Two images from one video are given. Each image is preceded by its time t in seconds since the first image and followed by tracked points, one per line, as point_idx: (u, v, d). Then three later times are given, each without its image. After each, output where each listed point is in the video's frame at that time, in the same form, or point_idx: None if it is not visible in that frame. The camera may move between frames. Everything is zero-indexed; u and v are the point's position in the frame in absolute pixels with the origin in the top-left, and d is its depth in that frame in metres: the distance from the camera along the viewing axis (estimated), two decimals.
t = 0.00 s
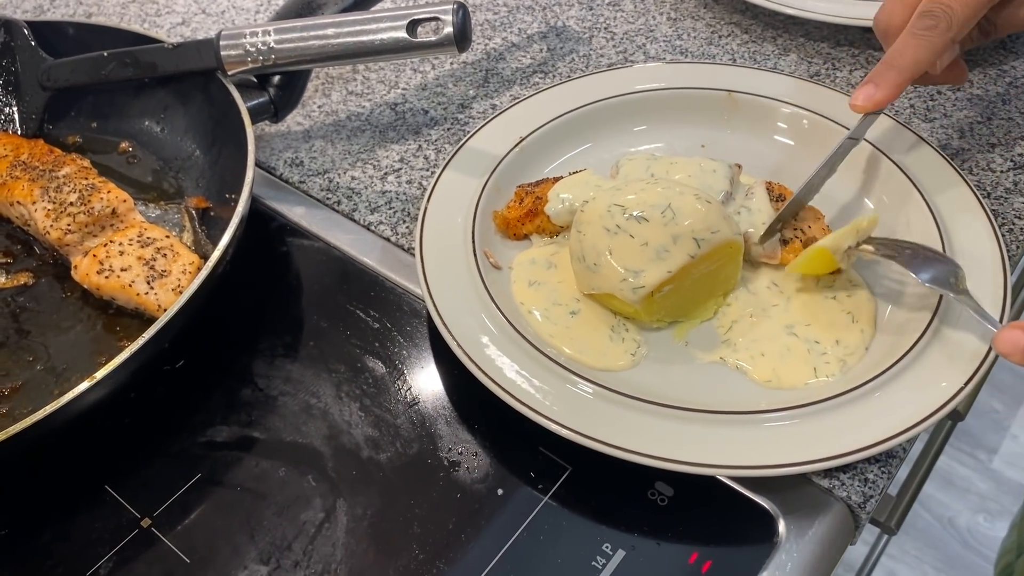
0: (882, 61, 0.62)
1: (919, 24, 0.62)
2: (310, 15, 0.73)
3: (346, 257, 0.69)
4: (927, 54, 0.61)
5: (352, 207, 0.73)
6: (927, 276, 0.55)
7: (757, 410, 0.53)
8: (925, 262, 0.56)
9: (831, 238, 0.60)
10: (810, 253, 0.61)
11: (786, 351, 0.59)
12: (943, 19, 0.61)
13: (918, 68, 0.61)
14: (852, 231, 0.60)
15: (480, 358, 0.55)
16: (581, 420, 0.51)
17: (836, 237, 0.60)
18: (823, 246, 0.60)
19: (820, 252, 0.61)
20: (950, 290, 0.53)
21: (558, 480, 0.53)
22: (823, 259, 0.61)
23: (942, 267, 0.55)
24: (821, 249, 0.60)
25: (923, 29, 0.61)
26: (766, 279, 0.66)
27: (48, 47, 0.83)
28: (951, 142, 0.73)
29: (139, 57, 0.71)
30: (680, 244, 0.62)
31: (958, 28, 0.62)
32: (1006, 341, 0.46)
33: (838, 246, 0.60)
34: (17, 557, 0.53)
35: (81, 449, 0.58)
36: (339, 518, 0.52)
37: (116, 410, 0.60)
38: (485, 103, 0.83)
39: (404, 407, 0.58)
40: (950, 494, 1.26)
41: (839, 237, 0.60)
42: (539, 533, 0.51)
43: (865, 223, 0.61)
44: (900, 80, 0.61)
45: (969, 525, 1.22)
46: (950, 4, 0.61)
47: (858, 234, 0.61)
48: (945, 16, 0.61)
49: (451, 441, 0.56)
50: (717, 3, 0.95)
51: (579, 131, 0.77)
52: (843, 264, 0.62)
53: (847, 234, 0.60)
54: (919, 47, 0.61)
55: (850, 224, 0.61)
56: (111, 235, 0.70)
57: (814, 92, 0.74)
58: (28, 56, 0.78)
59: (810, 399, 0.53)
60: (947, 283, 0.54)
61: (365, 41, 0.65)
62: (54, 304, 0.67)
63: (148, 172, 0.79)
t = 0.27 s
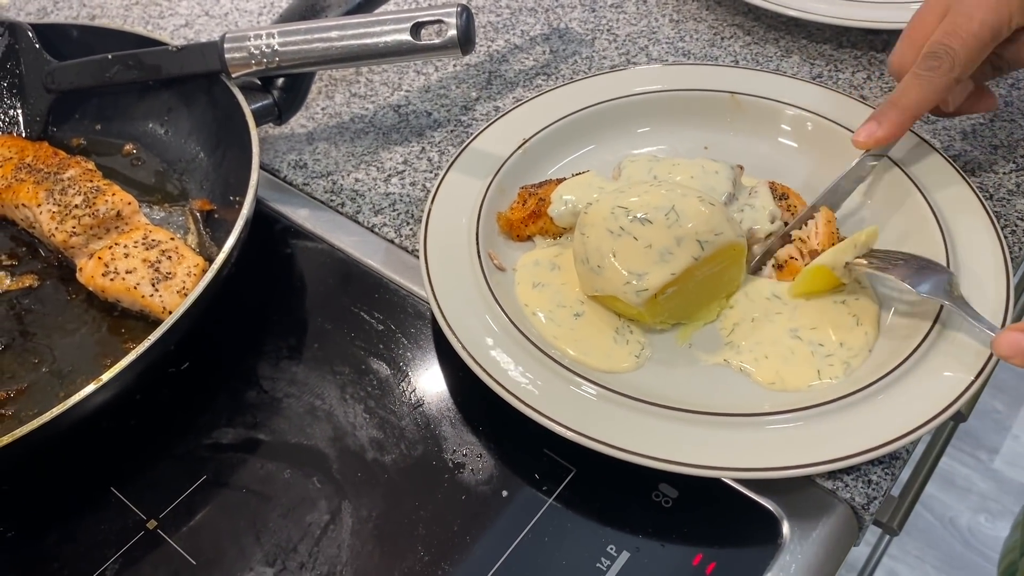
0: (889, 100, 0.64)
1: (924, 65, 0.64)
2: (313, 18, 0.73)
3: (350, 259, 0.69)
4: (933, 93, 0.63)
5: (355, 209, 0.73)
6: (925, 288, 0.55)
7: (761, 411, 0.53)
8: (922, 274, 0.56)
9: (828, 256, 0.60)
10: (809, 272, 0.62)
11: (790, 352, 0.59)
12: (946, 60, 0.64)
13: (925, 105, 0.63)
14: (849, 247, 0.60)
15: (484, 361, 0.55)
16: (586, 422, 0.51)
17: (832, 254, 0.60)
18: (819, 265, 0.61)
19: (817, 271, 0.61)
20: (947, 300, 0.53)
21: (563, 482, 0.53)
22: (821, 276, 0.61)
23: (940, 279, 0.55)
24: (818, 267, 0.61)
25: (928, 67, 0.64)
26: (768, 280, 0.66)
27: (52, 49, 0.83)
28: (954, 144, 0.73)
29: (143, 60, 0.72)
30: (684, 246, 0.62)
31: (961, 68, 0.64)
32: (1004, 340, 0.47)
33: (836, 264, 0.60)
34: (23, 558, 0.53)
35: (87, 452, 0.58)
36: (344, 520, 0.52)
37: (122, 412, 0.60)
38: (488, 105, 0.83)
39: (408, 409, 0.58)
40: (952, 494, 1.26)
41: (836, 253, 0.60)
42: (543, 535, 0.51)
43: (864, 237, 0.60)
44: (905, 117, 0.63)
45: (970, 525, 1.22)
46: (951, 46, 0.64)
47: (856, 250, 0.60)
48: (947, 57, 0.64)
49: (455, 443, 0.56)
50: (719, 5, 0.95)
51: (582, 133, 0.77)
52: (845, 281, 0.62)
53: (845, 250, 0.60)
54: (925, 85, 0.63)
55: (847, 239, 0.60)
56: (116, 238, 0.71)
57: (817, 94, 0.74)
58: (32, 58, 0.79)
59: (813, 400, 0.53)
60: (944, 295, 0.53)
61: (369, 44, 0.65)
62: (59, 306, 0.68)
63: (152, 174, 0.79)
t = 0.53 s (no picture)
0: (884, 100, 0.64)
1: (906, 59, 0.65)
2: (316, 20, 0.73)
3: (352, 260, 0.69)
4: (922, 81, 0.63)
5: (358, 210, 0.73)
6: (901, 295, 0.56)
7: (762, 411, 0.53)
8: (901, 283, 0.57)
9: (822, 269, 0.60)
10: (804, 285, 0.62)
11: (791, 353, 0.59)
12: (925, 48, 0.64)
13: (918, 95, 0.62)
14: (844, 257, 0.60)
15: (487, 361, 0.55)
16: (588, 423, 0.51)
17: (827, 267, 0.60)
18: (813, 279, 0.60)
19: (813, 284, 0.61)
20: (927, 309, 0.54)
21: (566, 482, 0.54)
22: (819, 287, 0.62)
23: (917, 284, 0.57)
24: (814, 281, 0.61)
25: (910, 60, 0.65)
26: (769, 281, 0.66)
27: (56, 51, 0.83)
28: (955, 145, 0.73)
29: (145, 61, 0.72)
30: (687, 243, 0.62)
31: (947, 50, 0.64)
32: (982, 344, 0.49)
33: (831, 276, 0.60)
34: (27, 559, 0.53)
35: (90, 453, 0.59)
36: (348, 520, 0.53)
37: (125, 414, 0.61)
38: (490, 107, 0.84)
39: (411, 410, 0.59)
40: (953, 494, 1.26)
41: (830, 265, 0.60)
42: (546, 535, 0.51)
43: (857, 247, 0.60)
44: (898, 109, 0.62)
45: (971, 524, 1.23)
46: (926, 33, 0.65)
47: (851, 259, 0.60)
48: (925, 45, 0.65)
49: (458, 443, 0.56)
50: (720, 6, 0.95)
51: (583, 134, 0.77)
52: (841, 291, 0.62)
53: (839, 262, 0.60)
54: (912, 76, 0.63)
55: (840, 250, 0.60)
56: (120, 239, 0.71)
57: (818, 95, 0.74)
58: (36, 61, 0.78)
59: (814, 401, 0.54)
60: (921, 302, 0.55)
61: (371, 45, 0.65)
62: (63, 308, 0.68)
63: (154, 176, 0.79)
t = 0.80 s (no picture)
0: (896, 67, 0.63)
1: (929, 30, 0.62)
2: (316, 23, 0.73)
3: (352, 262, 0.70)
4: (940, 58, 0.61)
5: (358, 212, 0.74)
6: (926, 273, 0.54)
7: (761, 412, 0.53)
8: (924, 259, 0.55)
9: (844, 239, 0.59)
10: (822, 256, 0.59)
11: (790, 354, 0.59)
12: (956, 21, 0.60)
13: (931, 72, 0.61)
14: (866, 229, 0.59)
15: (487, 363, 0.55)
16: (588, 424, 0.51)
17: (848, 237, 0.59)
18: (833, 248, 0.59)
19: (832, 254, 0.59)
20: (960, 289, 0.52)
21: (566, 484, 0.54)
22: (837, 260, 0.59)
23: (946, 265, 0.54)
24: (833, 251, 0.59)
25: (934, 33, 0.61)
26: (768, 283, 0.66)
27: (57, 55, 0.83)
28: (953, 147, 0.73)
29: (146, 64, 0.72)
30: (686, 244, 0.62)
31: (975, 29, 0.61)
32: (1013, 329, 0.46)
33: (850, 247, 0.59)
34: (30, 560, 0.54)
35: (92, 455, 0.59)
36: (349, 521, 0.53)
37: (127, 416, 0.61)
38: (490, 109, 0.84)
39: (412, 411, 0.59)
40: (953, 495, 1.27)
41: (851, 236, 0.59)
42: (546, 536, 0.51)
43: (881, 219, 0.58)
44: (913, 83, 0.61)
45: (972, 525, 1.23)
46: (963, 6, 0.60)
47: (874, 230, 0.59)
48: (957, 18, 0.60)
49: (458, 445, 0.56)
50: (720, 8, 0.95)
51: (583, 136, 0.77)
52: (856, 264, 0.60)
53: (861, 233, 0.59)
54: (931, 50, 0.61)
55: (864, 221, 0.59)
56: (121, 241, 0.71)
57: (817, 97, 0.75)
58: (37, 64, 0.78)
59: (814, 402, 0.54)
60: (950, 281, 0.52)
61: (371, 48, 0.65)
62: (64, 310, 0.68)
63: (155, 178, 0.80)
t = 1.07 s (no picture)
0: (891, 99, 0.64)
1: (923, 62, 0.63)
2: (315, 23, 0.74)
3: (352, 261, 0.70)
4: (936, 88, 0.62)
5: (358, 212, 0.74)
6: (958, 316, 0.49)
7: (757, 411, 0.53)
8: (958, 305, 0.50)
9: (875, 286, 0.54)
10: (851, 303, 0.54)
11: (787, 353, 0.59)
12: (949, 52, 0.62)
13: (928, 100, 0.62)
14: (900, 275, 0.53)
15: (485, 362, 0.55)
16: (585, 423, 0.52)
17: (880, 284, 0.53)
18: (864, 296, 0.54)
19: (862, 301, 0.54)
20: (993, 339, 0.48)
21: (563, 482, 0.54)
22: (868, 308, 0.54)
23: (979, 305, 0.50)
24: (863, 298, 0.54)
25: (927, 64, 0.63)
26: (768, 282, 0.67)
27: (57, 55, 0.84)
28: (951, 146, 0.74)
29: (146, 65, 0.72)
30: (684, 242, 0.62)
31: (968, 62, 0.62)
32: None
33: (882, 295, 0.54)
34: (30, 558, 0.54)
35: (92, 453, 0.59)
36: (348, 519, 0.53)
37: (127, 414, 0.61)
38: (489, 109, 0.84)
39: (411, 410, 0.59)
40: (953, 494, 1.27)
41: (883, 284, 0.53)
42: (544, 534, 0.51)
43: (913, 267, 0.53)
44: (909, 112, 0.62)
45: (972, 525, 1.23)
46: (954, 37, 0.62)
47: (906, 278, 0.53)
48: (950, 50, 0.62)
49: (456, 443, 0.57)
50: (718, 8, 0.96)
51: (581, 136, 0.77)
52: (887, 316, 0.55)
53: (894, 279, 0.53)
54: (925, 84, 0.62)
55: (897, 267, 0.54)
56: (121, 241, 0.71)
57: (815, 96, 0.75)
58: (37, 64, 0.79)
59: (810, 400, 0.54)
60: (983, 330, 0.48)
61: (370, 48, 0.66)
62: (65, 309, 0.68)
63: (155, 178, 0.80)
